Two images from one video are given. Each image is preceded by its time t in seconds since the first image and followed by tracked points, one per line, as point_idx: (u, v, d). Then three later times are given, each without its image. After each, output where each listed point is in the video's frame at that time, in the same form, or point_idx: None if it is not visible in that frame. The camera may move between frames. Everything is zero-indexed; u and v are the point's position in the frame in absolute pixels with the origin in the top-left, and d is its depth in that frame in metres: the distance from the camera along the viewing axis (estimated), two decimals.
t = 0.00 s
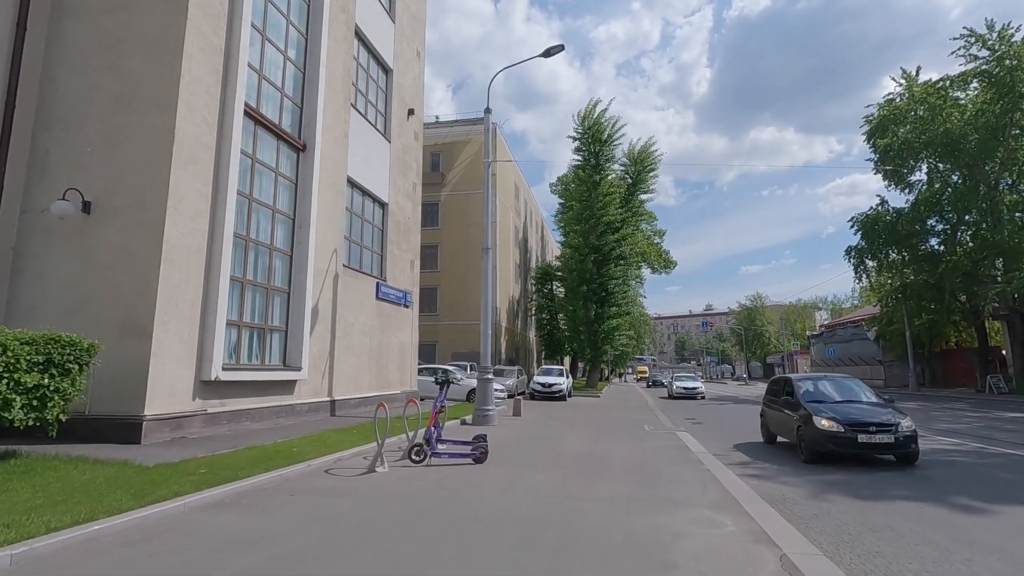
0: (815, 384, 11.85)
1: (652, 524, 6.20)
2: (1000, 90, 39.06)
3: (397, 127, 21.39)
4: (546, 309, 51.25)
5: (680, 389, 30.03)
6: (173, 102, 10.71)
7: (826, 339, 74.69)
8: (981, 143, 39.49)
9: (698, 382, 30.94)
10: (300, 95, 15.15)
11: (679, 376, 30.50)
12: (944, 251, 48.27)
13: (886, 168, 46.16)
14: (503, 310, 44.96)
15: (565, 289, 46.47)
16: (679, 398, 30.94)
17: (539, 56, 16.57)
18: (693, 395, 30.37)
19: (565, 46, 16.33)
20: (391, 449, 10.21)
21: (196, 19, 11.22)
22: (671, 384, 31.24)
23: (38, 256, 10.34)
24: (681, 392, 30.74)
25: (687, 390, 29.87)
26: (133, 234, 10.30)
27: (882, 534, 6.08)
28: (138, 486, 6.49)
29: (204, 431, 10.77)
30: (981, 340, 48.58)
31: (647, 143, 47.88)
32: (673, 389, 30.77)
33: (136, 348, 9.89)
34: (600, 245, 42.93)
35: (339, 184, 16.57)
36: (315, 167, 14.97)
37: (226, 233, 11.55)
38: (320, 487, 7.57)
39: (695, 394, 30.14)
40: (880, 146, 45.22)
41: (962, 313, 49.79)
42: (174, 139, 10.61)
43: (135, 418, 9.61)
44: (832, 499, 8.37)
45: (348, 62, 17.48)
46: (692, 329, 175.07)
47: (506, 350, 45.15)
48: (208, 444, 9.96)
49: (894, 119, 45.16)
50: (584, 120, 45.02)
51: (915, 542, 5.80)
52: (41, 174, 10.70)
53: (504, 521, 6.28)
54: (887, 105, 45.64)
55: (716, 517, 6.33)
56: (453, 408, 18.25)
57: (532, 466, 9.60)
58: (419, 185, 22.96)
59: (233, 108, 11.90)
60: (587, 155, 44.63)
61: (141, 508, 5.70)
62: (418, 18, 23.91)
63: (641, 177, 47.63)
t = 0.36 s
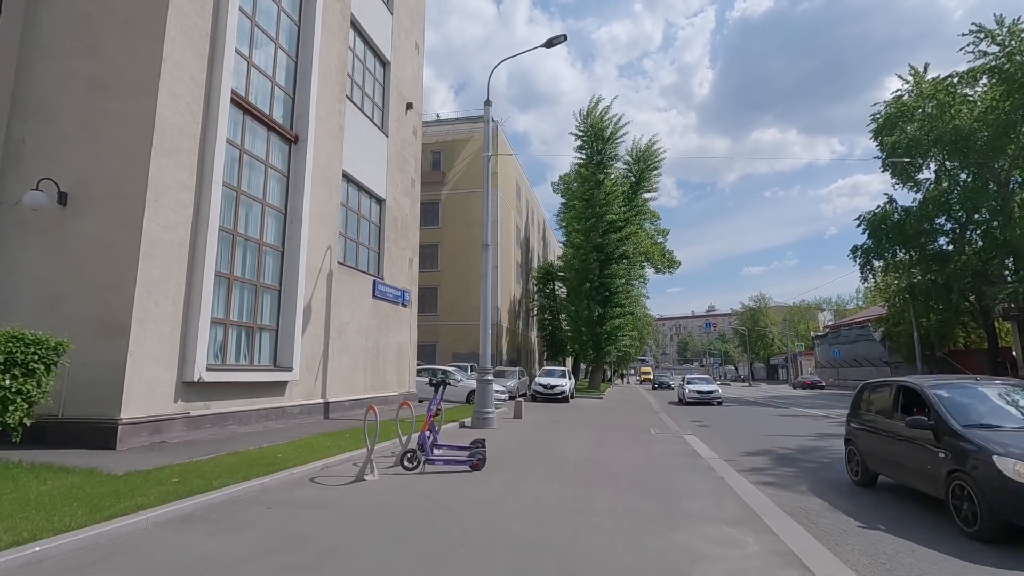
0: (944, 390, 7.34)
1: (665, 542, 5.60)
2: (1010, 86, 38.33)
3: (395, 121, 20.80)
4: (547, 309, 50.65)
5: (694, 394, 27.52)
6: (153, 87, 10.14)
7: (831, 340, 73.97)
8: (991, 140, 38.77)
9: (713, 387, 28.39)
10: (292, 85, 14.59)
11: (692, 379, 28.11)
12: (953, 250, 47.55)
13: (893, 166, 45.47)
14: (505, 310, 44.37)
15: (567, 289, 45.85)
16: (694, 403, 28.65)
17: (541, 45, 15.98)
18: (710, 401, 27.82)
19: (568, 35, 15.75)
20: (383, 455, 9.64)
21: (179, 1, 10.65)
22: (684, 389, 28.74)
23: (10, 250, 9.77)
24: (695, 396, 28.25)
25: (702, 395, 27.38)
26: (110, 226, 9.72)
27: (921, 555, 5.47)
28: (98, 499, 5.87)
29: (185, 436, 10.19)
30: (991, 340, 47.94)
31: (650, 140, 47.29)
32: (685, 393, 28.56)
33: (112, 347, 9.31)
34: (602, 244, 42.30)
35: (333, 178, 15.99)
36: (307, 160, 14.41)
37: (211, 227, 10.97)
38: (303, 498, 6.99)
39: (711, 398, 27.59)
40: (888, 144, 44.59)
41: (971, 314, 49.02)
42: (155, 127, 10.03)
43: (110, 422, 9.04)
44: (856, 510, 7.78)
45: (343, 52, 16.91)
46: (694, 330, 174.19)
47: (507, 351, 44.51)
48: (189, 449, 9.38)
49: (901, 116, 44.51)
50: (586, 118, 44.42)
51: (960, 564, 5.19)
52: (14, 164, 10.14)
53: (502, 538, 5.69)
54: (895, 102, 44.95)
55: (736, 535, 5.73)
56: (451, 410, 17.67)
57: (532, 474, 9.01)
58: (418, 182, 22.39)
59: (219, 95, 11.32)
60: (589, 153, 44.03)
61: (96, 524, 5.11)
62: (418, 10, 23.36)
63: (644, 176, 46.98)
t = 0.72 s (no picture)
0: None
1: (675, 567, 5.00)
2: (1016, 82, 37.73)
3: (388, 114, 20.19)
4: (546, 309, 50.08)
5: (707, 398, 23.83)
6: (124, 70, 9.51)
7: (832, 340, 73.39)
8: (996, 137, 38.15)
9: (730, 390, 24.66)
10: (278, 73, 13.96)
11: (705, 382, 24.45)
12: (957, 249, 46.94)
13: (897, 164, 44.87)
14: (503, 310, 43.78)
15: (567, 288, 45.28)
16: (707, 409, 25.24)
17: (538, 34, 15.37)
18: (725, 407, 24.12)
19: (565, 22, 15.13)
20: (369, 462, 9.04)
21: None
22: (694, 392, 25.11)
23: None
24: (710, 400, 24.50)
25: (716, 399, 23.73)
26: (75, 218, 9.08)
27: None
28: (40, 517, 5.27)
29: (159, 442, 9.57)
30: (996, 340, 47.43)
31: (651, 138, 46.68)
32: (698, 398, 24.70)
33: (77, 347, 8.69)
34: (602, 242, 41.73)
35: (322, 171, 15.38)
36: (294, 152, 13.81)
37: (189, 220, 10.36)
38: (275, 512, 6.39)
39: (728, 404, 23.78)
40: (891, 141, 44.06)
41: (975, 313, 48.42)
42: (125, 112, 9.40)
43: (74, 428, 8.41)
44: (879, 525, 7.17)
45: (333, 41, 16.28)
46: (694, 330, 173.65)
47: (505, 352, 43.97)
48: (162, 457, 8.77)
49: (905, 113, 43.97)
50: (586, 114, 43.80)
51: None
52: None
53: (491, 562, 5.08)
54: (898, 99, 44.34)
55: (753, 559, 5.12)
56: (444, 413, 17.05)
57: (528, 483, 8.42)
58: (413, 177, 21.78)
59: (197, 81, 10.70)
60: (589, 150, 43.43)
61: (26, 550, 4.49)
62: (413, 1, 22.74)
63: (644, 173, 46.36)
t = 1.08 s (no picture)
0: None
1: None
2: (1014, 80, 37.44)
3: (376, 104, 19.56)
4: (540, 307, 49.54)
5: (720, 404, 20.11)
6: (84, 46, 8.85)
7: (825, 339, 73.10)
8: (993, 135, 37.85)
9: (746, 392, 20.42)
10: (257, 57, 13.34)
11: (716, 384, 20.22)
12: (953, 249, 46.68)
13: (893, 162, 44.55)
14: (496, 308, 43.19)
15: (561, 287, 44.75)
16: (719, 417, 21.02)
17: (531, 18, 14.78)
18: (741, 414, 20.46)
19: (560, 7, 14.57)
20: (345, 467, 8.44)
21: None
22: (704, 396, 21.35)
23: None
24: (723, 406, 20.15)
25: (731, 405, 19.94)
26: (29, 204, 8.43)
27: None
28: None
29: (121, 444, 8.95)
30: (991, 339, 47.21)
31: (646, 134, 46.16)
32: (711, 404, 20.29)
33: (31, 343, 8.06)
34: (597, 239, 41.20)
35: (305, 160, 14.74)
36: (274, 139, 13.19)
37: (156, 208, 9.73)
38: (235, 525, 5.79)
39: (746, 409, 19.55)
40: (889, 138, 43.73)
41: (972, 313, 48.16)
42: (85, 91, 8.75)
43: (24, 430, 7.78)
44: (893, 537, 6.65)
45: (318, 25, 15.64)
46: (688, 329, 173.52)
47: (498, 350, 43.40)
48: (121, 461, 8.15)
49: (902, 110, 43.62)
50: (580, 110, 43.26)
51: None
52: None
53: None
54: (895, 97, 44.07)
55: None
56: (432, 413, 16.46)
57: (515, 490, 7.85)
58: (402, 169, 21.16)
59: (166, 60, 10.07)
60: (583, 146, 42.87)
61: None
62: None
63: (640, 170, 45.85)
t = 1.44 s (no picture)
0: None
1: None
2: None
3: (374, 95, 18.98)
4: (544, 305, 48.98)
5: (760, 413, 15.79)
6: (55, 22, 8.29)
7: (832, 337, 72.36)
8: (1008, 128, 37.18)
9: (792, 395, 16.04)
10: (247, 41, 12.77)
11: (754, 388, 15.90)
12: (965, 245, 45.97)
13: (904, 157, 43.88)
14: (499, 306, 42.61)
15: (565, 284, 44.18)
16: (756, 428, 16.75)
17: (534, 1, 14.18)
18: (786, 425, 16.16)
19: None
20: (334, 473, 7.85)
21: None
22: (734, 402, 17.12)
23: None
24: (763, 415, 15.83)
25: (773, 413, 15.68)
26: None
27: None
28: None
29: (96, 447, 8.38)
30: (1003, 337, 46.49)
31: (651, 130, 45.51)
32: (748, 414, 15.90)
33: None
34: (602, 236, 40.58)
35: (298, 150, 14.16)
36: (265, 128, 12.62)
37: (135, 196, 9.16)
38: (203, 540, 5.21)
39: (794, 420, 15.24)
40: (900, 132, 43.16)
41: (984, 310, 47.41)
42: (56, 70, 8.19)
43: None
44: (932, 551, 6.01)
45: (312, 11, 15.07)
46: (693, 328, 172.62)
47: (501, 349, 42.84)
48: (93, 466, 7.58)
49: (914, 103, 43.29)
50: (585, 104, 42.65)
51: None
52: None
53: None
54: (906, 90, 43.56)
55: None
56: (431, 413, 15.87)
57: (516, 499, 7.25)
58: (401, 162, 20.60)
59: (146, 38, 9.49)
60: (588, 141, 42.24)
61: None
62: None
63: (645, 166, 45.15)
